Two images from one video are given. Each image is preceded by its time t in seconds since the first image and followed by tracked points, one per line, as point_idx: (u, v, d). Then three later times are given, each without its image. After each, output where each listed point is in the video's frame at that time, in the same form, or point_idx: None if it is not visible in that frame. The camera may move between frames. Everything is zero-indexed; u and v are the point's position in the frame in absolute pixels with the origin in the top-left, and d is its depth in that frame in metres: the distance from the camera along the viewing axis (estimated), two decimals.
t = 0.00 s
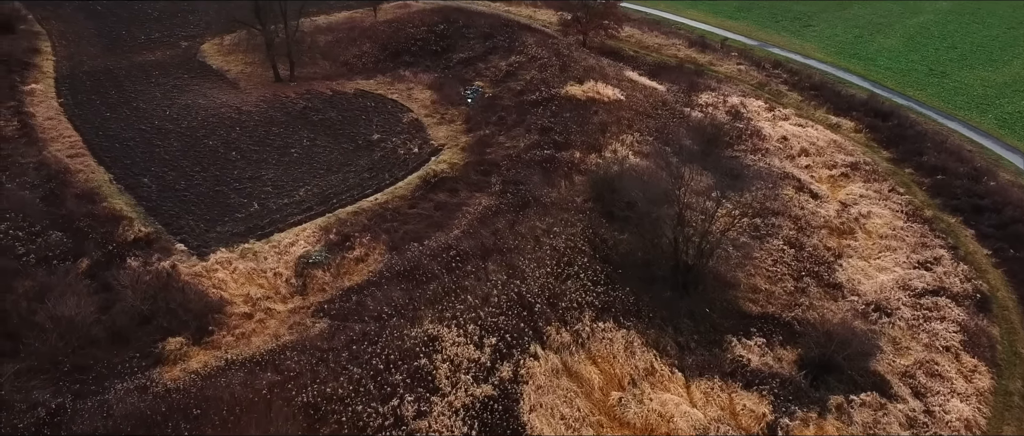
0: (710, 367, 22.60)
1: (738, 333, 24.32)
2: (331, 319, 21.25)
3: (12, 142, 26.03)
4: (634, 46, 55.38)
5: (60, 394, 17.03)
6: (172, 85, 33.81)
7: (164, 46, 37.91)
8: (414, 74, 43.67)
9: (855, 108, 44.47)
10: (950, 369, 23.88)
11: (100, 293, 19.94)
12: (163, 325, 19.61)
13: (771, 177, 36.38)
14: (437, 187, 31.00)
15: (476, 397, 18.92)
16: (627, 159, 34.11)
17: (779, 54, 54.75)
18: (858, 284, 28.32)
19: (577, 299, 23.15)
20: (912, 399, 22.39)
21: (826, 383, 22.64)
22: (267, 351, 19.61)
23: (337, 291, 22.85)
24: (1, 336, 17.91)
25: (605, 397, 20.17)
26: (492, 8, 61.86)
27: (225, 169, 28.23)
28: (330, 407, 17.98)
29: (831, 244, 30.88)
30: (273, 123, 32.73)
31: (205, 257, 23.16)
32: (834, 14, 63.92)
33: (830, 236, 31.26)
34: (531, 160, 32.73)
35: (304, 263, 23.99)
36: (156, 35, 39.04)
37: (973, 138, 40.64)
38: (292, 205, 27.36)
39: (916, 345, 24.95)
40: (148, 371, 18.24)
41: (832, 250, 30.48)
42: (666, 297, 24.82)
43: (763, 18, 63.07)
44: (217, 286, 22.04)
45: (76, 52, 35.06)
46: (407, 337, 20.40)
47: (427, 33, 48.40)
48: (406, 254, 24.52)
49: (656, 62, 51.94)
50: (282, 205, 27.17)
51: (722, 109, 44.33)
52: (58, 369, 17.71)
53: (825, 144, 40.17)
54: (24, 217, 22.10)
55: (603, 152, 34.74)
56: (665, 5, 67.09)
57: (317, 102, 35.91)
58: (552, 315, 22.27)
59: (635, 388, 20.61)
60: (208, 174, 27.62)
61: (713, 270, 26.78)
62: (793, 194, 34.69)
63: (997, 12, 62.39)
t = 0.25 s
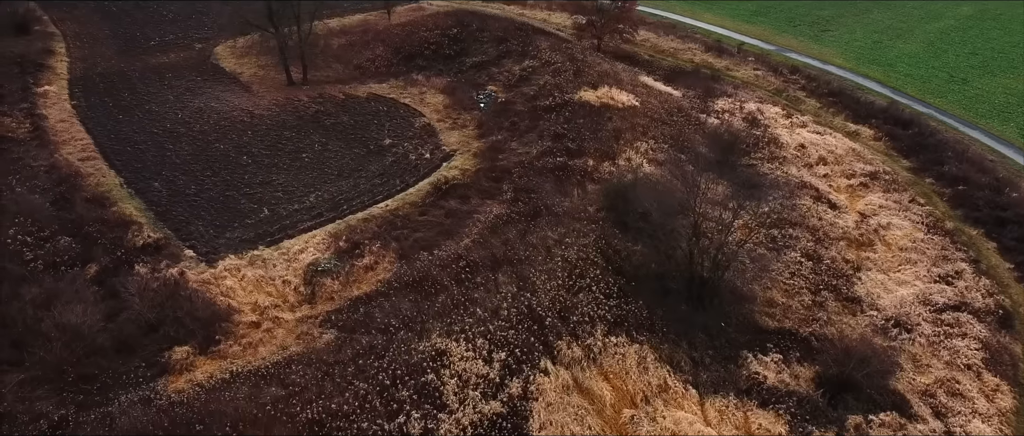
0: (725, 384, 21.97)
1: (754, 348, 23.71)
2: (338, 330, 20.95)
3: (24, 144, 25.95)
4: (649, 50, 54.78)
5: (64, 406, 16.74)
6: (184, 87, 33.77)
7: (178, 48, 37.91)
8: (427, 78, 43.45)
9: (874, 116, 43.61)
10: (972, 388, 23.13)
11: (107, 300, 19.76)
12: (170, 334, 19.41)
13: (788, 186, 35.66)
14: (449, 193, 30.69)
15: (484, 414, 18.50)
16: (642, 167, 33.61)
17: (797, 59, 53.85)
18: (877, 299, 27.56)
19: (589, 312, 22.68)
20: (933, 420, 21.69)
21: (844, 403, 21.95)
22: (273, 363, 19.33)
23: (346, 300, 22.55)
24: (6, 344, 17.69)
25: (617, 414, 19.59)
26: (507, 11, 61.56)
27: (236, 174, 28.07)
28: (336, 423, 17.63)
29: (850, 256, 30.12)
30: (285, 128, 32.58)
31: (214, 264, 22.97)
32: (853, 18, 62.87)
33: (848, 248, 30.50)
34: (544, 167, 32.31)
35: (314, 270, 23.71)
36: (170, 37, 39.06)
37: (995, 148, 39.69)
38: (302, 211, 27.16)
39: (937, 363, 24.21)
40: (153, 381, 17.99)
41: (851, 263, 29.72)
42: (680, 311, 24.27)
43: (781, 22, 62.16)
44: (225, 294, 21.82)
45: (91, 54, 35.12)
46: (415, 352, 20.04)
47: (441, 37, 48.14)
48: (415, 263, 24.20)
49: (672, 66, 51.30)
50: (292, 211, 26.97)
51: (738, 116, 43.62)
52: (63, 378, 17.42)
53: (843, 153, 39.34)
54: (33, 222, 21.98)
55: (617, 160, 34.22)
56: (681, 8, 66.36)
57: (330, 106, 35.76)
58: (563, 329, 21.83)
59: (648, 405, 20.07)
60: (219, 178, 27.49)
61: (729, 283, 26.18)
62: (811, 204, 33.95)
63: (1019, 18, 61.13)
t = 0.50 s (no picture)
0: (740, 402, 21.33)
1: (770, 365, 23.08)
2: (346, 342, 20.65)
3: (36, 147, 25.90)
4: (665, 55, 54.15)
5: (67, 418, 16.44)
6: (198, 90, 33.71)
7: (192, 50, 37.90)
8: (440, 82, 43.22)
9: (894, 124, 42.69)
10: (994, 408, 22.44)
11: (115, 308, 19.58)
12: (177, 343, 19.19)
13: (806, 196, 34.94)
14: (460, 201, 30.37)
15: (493, 433, 18.08)
16: (656, 176, 33.09)
17: (815, 65, 52.95)
18: (897, 314, 26.81)
19: (601, 327, 22.20)
20: None
21: (862, 422, 21.19)
22: (279, 374, 19.05)
23: (354, 310, 22.25)
24: (12, 352, 17.51)
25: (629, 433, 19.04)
26: (521, 15, 61.22)
27: (247, 179, 27.91)
28: None
29: (869, 269, 29.33)
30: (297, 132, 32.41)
31: (222, 271, 22.77)
32: (873, 23, 61.77)
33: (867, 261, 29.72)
34: (556, 175, 31.87)
35: (323, 278, 23.44)
36: (184, 39, 39.08)
37: (1017, 158, 38.67)
38: (313, 218, 26.94)
39: (958, 382, 23.51)
40: (158, 393, 17.74)
41: (870, 276, 28.92)
42: (695, 326, 23.71)
43: (799, 27, 61.22)
44: (233, 302, 21.59)
45: (105, 56, 35.17)
46: (422, 367, 19.67)
47: (454, 41, 47.85)
48: (425, 273, 23.86)
49: (688, 71, 50.63)
50: (303, 218, 26.75)
51: (755, 123, 42.89)
52: (67, 389, 17.16)
53: (862, 162, 38.47)
54: (43, 227, 21.85)
55: (631, 168, 33.71)
56: (697, 12, 65.63)
57: (342, 111, 35.57)
58: (575, 344, 21.38)
59: (661, 424, 19.52)
60: (230, 183, 27.34)
61: (745, 297, 25.56)
62: (829, 215, 33.18)
63: None
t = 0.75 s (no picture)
0: (756, 421, 20.74)
1: (787, 382, 22.47)
2: (353, 354, 20.35)
3: (48, 150, 25.87)
4: (680, 59, 53.48)
5: (71, 430, 16.19)
6: (210, 93, 33.65)
7: (206, 53, 37.88)
8: (453, 87, 42.96)
9: (914, 132, 41.80)
10: (1017, 430, 21.84)
11: (122, 316, 19.40)
12: (184, 353, 18.97)
13: (824, 207, 34.22)
14: (471, 208, 30.06)
15: None
16: (671, 186, 32.57)
17: (834, 70, 52.01)
18: (917, 330, 26.09)
19: (613, 342, 21.73)
20: None
21: None
22: (285, 386, 18.79)
23: (363, 320, 21.96)
24: (17, 361, 17.34)
25: None
26: (535, 18, 60.85)
27: (258, 184, 27.74)
28: None
29: (888, 283, 28.59)
30: (309, 136, 32.25)
31: (231, 278, 22.59)
32: (892, 28, 60.67)
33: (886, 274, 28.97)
34: (569, 182, 31.44)
35: (332, 287, 23.18)
36: (198, 41, 39.08)
37: None
38: (323, 224, 26.72)
39: (980, 401, 22.89)
40: (164, 404, 17.49)
41: (890, 291, 28.17)
42: (710, 341, 23.16)
43: (818, 31, 60.27)
44: (242, 311, 21.37)
45: (119, 58, 35.22)
46: (430, 383, 19.28)
47: (468, 45, 47.56)
48: (435, 284, 23.55)
49: (704, 77, 49.97)
50: (313, 224, 26.54)
51: (773, 130, 42.17)
52: (72, 399, 16.93)
53: (882, 171, 37.63)
54: (52, 232, 21.74)
55: (645, 177, 33.17)
56: (713, 16, 64.84)
57: (354, 115, 35.39)
58: (586, 360, 20.92)
59: None
60: (241, 188, 27.19)
61: (762, 311, 24.93)
62: (848, 226, 32.40)
63: None
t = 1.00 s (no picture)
0: None
1: (804, 401, 21.85)
2: (361, 367, 20.02)
3: (60, 154, 25.82)
4: (697, 64, 52.80)
5: None
6: (223, 96, 33.56)
7: (220, 55, 37.83)
8: (466, 91, 42.69)
9: (935, 142, 40.90)
10: None
11: (129, 325, 19.22)
12: (191, 363, 18.74)
13: (842, 218, 33.46)
14: (482, 216, 29.76)
15: None
16: (686, 196, 32.02)
17: (853, 77, 51.06)
18: (938, 347, 25.37)
19: (626, 359, 21.25)
20: None
21: None
22: (292, 399, 18.48)
23: (372, 331, 21.64)
24: (22, 371, 17.14)
25: None
26: (550, 22, 60.47)
27: (268, 189, 27.56)
28: None
29: (908, 298, 27.84)
30: (321, 141, 32.06)
31: (240, 286, 22.37)
32: (913, 34, 59.55)
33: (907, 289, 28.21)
34: (582, 191, 30.95)
35: (341, 297, 22.89)
36: (212, 43, 39.05)
37: None
38: (333, 231, 26.49)
39: (1002, 423, 22.25)
40: (169, 416, 17.23)
41: (910, 306, 27.41)
42: (726, 358, 22.57)
43: (836, 36, 59.29)
44: (250, 320, 21.13)
45: (133, 60, 35.24)
46: (438, 401, 18.88)
47: (481, 49, 47.27)
48: (444, 296, 23.20)
49: (721, 83, 49.28)
50: (323, 231, 26.31)
51: (790, 138, 41.43)
52: (77, 410, 16.68)
53: (902, 181, 36.79)
54: (61, 238, 21.62)
55: (660, 186, 32.62)
56: (730, 20, 64.06)
57: (367, 120, 35.17)
58: (598, 377, 20.46)
59: None
60: (252, 194, 27.02)
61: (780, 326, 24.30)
62: (867, 238, 31.59)
63: None
